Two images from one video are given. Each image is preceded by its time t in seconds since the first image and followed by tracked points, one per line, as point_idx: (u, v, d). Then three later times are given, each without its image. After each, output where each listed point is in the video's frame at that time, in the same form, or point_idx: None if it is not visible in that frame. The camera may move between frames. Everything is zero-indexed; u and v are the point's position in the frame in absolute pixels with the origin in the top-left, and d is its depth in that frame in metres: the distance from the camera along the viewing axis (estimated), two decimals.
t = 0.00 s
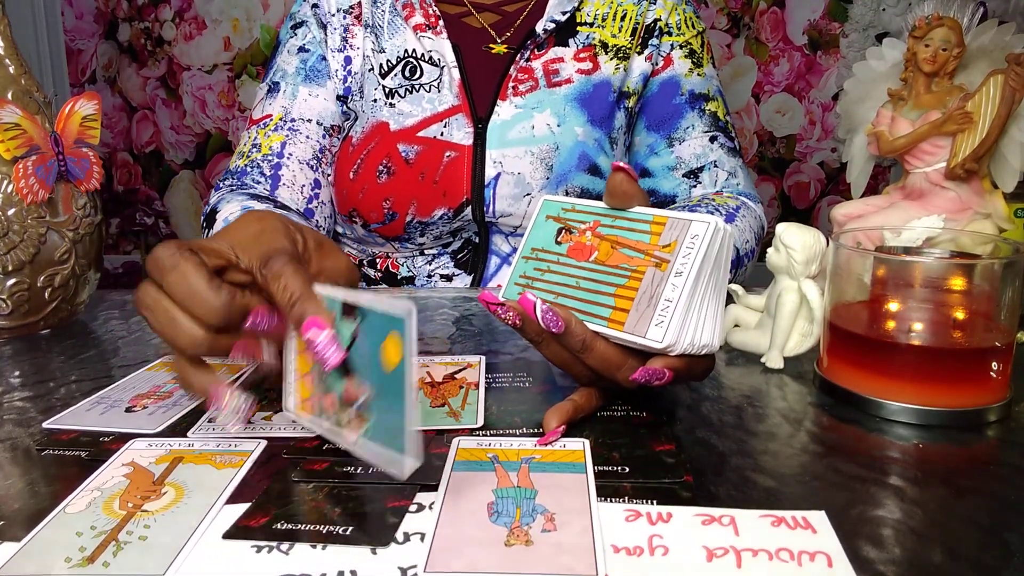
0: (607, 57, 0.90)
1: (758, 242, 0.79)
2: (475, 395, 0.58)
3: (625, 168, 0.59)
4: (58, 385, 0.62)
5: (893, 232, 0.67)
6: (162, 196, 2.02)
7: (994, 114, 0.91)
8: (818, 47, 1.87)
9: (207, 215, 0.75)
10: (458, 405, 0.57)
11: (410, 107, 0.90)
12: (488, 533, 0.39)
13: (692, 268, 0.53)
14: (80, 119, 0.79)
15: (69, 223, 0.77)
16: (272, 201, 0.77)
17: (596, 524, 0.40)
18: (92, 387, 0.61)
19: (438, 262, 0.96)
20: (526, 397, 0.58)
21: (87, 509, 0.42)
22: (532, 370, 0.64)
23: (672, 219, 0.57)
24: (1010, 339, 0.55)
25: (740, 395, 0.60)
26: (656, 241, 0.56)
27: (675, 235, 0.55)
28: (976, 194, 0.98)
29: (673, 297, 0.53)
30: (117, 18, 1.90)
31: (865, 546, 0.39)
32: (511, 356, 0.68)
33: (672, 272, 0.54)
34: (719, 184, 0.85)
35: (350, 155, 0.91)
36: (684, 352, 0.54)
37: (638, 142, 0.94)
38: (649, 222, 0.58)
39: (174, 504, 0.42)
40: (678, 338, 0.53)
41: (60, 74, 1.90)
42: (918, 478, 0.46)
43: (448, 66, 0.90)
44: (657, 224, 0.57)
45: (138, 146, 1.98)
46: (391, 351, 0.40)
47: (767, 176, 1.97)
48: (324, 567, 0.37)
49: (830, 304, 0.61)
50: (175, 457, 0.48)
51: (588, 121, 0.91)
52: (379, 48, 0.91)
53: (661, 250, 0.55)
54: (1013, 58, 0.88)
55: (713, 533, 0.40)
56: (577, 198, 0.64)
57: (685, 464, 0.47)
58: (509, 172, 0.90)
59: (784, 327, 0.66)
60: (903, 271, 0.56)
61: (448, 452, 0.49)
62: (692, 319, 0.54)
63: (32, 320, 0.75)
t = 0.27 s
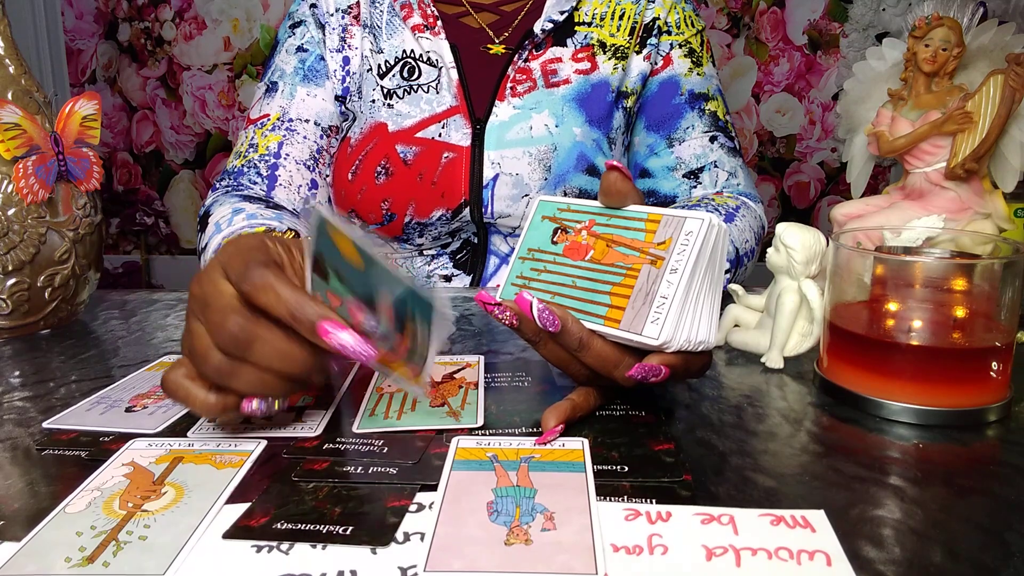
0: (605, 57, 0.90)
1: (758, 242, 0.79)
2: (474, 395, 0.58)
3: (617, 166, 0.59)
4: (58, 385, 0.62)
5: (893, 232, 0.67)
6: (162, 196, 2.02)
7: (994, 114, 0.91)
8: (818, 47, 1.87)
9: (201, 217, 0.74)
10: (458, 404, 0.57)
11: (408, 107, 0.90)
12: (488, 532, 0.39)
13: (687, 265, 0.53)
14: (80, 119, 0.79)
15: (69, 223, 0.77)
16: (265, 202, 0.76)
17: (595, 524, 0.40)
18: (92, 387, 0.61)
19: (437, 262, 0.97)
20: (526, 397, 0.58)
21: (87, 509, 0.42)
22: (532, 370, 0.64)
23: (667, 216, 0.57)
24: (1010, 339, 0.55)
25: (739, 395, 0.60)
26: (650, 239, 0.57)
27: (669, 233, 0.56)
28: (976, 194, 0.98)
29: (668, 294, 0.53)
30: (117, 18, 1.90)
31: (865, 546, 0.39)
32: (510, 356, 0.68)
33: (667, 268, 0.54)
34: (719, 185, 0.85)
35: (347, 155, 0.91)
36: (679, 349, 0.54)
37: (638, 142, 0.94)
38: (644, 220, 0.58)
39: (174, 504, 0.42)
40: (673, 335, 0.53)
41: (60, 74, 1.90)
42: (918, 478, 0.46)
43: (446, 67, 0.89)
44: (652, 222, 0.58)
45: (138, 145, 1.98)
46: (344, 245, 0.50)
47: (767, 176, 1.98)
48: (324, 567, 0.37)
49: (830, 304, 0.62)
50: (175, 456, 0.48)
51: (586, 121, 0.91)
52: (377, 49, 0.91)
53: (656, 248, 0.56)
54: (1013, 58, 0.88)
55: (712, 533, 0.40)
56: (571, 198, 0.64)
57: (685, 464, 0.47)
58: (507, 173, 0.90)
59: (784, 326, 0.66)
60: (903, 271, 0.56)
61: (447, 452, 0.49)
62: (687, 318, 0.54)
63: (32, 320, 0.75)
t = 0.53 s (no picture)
0: (602, 54, 0.90)
1: (759, 242, 0.79)
2: (474, 395, 0.58)
3: (620, 167, 0.59)
4: (58, 385, 0.62)
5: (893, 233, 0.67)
6: (162, 196, 2.02)
7: (994, 114, 0.91)
8: (818, 47, 1.87)
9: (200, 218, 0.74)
10: (458, 405, 0.57)
11: (404, 108, 0.91)
12: (488, 533, 0.39)
13: (689, 265, 0.53)
14: (80, 119, 0.79)
15: (69, 223, 0.77)
16: (263, 204, 0.76)
17: (595, 524, 0.40)
18: (92, 387, 0.61)
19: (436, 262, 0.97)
20: (526, 397, 0.58)
21: (87, 509, 0.42)
22: (532, 370, 0.64)
23: (669, 216, 0.57)
24: (1010, 339, 0.55)
25: (739, 395, 0.60)
26: (652, 238, 0.57)
27: (672, 232, 0.56)
28: (976, 194, 0.98)
29: (670, 293, 0.53)
30: (117, 18, 1.90)
31: (865, 546, 0.39)
32: (510, 356, 0.68)
33: (669, 268, 0.54)
34: (720, 185, 0.85)
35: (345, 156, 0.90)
36: (681, 348, 0.54)
37: (638, 142, 0.94)
38: (646, 220, 0.58)
39: (174, 504, 0.42)
40: (676, 335, 0.52)
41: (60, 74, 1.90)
42: (918, 478, 0.46)
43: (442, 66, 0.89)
44: (653, 222, 0.57)
45: (138, 145, 1.98)
46: (383, 166, 0.50)
47: (766, 176, 1.98)
48: (324, 567, 0.37)
49: (830, 304, 0.62)
50: (175, 456, 0.48)
51: (582, 120, 0.91)
52: (374, 48, 0.91)
53: (658, 247, 0.56)
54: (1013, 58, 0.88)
55: (712, 533, 0.40)
56: (574, 198, 0.64)
57: (685, 464, 0.47)
58: (502, 173, 0.90)
59: (784, 326, 0.66)
60: (903, 271, 0.56)
61: (447, 452, 0.49)
62: (690, 318, 0.54)
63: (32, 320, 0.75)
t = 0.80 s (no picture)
0: (600, 54, 0.90)
1: (759, 242, 0.79)
2: (475, 395, 0.58)
3: (617, 150, 0.60)
4: (58, 385, 0.62)
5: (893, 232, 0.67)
6: (162, 196, 2.02)
7: (994, 114, 0.91)
8: (818, 46, 1.87)
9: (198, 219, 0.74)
10: (458, 405, 0.57)
11: (400, 107, 0.91)
12: (488, 532, 0.39)
13: (686, 241, 0.54)
14: (80, 119, 0.79)
15: (69, 223, 0.77)
16: (261, 204, 0.76)
17: (595, 523, 0.40)
18: (92, 387, 0.61)
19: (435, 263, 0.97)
20: (526, 397, 0.58)
21: (87, 509, 0.42)
22: (531, 370, 0.64)
23: (665, 197, 0.59)
24: (1010, 339, 0.55)
25: (740, 394, 0.60)
26: (649, 219, 0.58)
27: (669, 212, 0.57)
28: (976, 194, 0.98)
29: (668, 269, 0.54)
30: (117, 17, 1.90)
31: (865, 546, 0.39)
32: (510, 356, 0.68)
33: (667, 245, 0.55)
34: (721, 185, 0.85)
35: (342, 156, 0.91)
36: (680, 323, 0.56)
37: (637, 141, 0.94)
38: (643, 202, 0.59)
39: (174, 504, 0.42)
40: (675, 310, 0.54)
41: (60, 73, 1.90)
42: (918, 478, 0.46)
43: (439, 65, 0.89)
44: (651, 203, 0.59)
45: (138, 145, 1.98)
46: (411, 172, 0.54)
47: (766, 176, 1.98)
48: (324, 567, 0.37)
49: (830, 304, 0.62)
50: (175, 456, 0.48)
51: (580, 120, 0.91)
52: (371, 48, 0.91)
53: (655, 226, 0.57)
54: (1013, 58, 0.88)
55: (712, 533, 0.40)
56: (571, 187, 0.65)
57: (685, 463, 0.47)
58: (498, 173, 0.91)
59: (784, 325, 0.66)
60: (903, 271, 0.56)
61: (447, 452, 0.49)
62: (688, 294, 0.55)
63: (32, 320, 0.75)
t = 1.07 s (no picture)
0: (599, 54, 0.90)
1: (759, 242, 0.79)
2: (475, 395, 0.58)
3: (631, 145, 0.61)
4: (58, 385, 0.62)
5: (892, 232, 0.67)
6: (162, 196, 2.02)
7: (995, 114, 0.91)
8: (818, 46, 1.87)
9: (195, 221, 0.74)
10: (459, 404, 0.57)
11: (399, 108, 0.91)
12: (487, 533, 0.39)
13: (705, 236, 0.55)
14: (80, 119, 0.79)
15: (69, 223, 0.77)
16: (260, 205, 0.76)
17: (595, 523, 0.40)
18: (92, 387, 0.61)
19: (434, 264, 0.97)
20: (526, 397, 0.58)
21: (87, 509, 0.42)
22: (532, 371, 0.64)
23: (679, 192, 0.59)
24: (1010, 339, 0.55)
25: (740, 394, 0.60)
26: (665, 214, 0.59)
27: (685, 206, 0.58)
28: (976, 194, 0.98)
29: (688, 262, 0.54)
30: (117, 17, 1.90)
31: (865, 546, 0.39)
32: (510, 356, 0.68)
33: (686, 239, 0.56)
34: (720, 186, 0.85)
35: (342, 156, 0.91)
36: (703, 317, 0.56)
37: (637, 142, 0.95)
38: (657, 197, 0.60)
39: (174, 504, 0.42)
40: (696, 302, 0.54)
41: (60, 74, 1.90)
42: (918, 478, 0.46)
43: (438, 67, 0.89)
44: (665, 199, 0.60)
45: (138, 145, 1.98)
46: (415, 167, 0.54)
47: (766, 176, 1.98)
48: (324, 567, 0.37)
49: (830, 304, 0.62)
50: (175, 456, 0.48)
51: (579, 120, 0.91)
52: (370, 49, 0.91)
53: (672, 221, 0.58)
54: (1013, 58, 0.88)
55: (712, 533, 0.40)
56: (580, 183, 0.66)
57: (685, 463, 0.47)
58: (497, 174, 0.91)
59: (784, 326, 0.66)
60: (903, 271, 0.56)
61: (448, 452, 0.49)
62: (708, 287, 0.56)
63: (32, 320, 0.75)
